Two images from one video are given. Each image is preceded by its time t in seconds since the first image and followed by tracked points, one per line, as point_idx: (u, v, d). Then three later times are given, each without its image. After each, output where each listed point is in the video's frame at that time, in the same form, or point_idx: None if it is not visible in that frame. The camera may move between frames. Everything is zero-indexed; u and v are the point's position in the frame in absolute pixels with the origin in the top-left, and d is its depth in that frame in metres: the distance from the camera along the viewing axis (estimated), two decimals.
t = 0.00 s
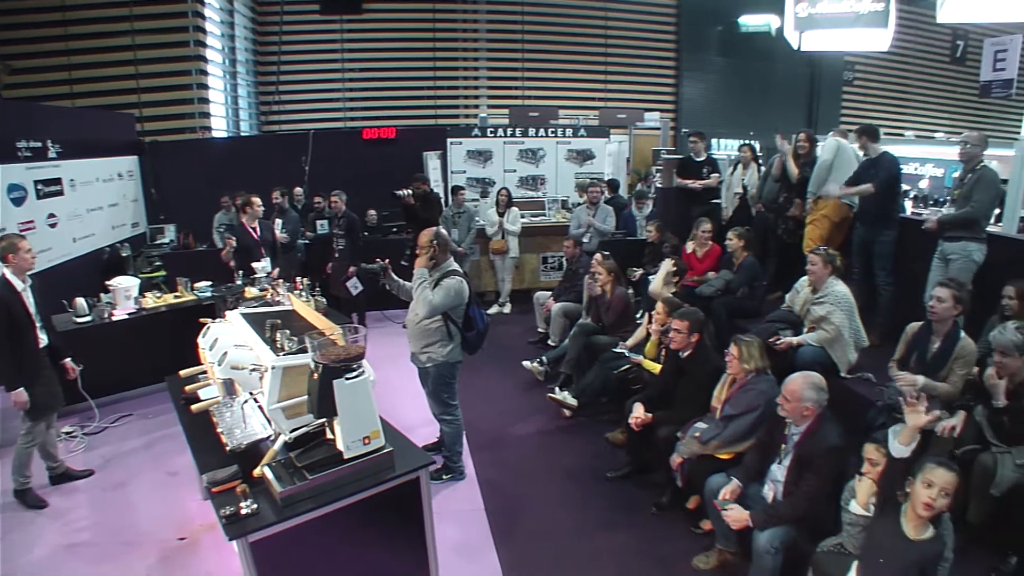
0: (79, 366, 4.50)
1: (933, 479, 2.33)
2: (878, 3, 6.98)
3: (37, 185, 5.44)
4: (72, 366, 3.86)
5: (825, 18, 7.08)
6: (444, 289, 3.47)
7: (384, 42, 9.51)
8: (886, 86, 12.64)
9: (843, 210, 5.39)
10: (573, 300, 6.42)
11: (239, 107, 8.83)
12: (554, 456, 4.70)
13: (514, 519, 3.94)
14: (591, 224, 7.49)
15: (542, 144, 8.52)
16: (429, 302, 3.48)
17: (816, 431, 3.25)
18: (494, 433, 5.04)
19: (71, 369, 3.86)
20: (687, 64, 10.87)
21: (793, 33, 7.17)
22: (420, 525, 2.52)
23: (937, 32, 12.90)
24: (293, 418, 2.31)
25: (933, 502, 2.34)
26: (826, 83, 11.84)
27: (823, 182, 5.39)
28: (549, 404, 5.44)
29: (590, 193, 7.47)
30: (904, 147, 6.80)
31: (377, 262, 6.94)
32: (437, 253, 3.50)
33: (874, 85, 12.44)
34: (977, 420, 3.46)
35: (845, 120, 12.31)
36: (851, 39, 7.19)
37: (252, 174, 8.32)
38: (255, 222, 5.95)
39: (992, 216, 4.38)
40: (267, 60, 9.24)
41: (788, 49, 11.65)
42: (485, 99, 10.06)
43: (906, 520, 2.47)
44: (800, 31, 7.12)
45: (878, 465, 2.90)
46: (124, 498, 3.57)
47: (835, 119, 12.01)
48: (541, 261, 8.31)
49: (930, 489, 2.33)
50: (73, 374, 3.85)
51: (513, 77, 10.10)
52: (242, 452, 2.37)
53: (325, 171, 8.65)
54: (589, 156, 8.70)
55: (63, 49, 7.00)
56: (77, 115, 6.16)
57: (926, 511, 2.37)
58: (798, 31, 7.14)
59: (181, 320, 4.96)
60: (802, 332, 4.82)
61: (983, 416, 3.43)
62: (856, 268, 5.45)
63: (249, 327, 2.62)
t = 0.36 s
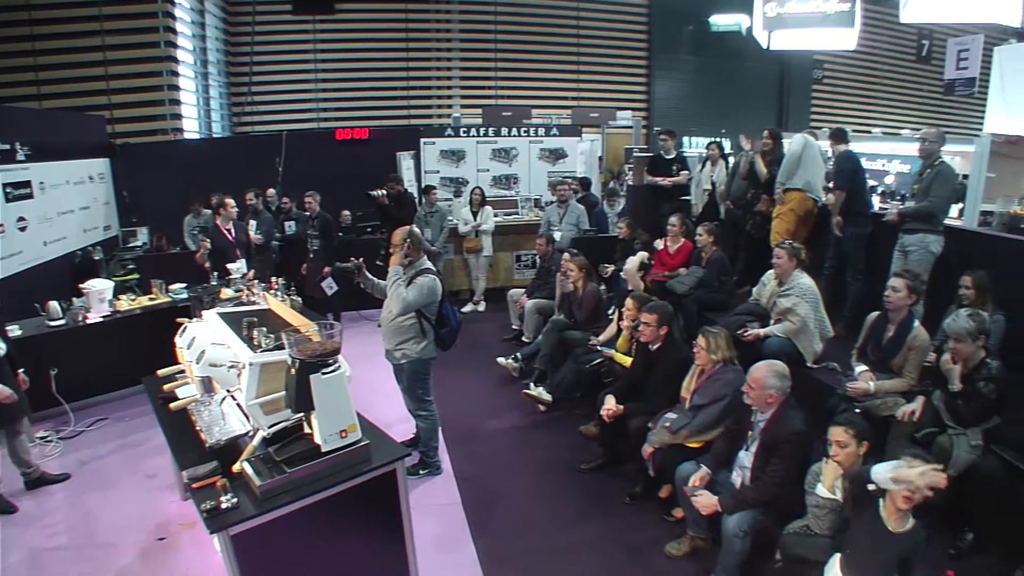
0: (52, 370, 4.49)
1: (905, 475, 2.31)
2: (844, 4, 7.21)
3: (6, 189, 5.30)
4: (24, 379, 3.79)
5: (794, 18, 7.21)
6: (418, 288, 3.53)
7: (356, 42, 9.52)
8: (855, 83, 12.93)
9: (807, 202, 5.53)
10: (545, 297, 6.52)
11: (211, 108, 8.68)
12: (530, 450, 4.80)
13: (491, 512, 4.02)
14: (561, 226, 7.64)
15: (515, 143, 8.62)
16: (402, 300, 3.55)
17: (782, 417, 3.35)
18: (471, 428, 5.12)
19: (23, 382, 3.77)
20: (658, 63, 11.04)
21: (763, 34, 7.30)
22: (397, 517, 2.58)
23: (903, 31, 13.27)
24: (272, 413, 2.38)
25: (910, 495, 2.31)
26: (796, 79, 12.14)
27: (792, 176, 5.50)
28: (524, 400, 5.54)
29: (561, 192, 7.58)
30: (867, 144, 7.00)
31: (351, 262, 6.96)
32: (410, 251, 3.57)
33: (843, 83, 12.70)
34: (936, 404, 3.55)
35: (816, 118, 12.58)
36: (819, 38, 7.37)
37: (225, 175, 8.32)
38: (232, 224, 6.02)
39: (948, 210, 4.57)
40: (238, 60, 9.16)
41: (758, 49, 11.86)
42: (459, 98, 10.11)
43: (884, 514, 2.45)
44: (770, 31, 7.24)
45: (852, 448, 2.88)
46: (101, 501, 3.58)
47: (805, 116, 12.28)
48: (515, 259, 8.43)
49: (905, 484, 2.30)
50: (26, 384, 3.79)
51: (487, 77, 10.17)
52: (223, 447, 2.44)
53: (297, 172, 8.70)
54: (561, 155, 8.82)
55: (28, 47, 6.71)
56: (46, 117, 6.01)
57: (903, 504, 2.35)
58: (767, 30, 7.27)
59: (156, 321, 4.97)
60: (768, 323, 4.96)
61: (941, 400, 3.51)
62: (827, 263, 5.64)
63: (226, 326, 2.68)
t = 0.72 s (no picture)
0: (22, 376, 4.44)
1: (902, 467, 2.34)
2: (810, 4, 7.41)
3: None
4: None
5: (761, 19, 7.39)
6: (390, 288, 3.58)
7: (327, 42, 9.49)
8: (821, 82, 13.24)
9: (774, 200, 5.70)
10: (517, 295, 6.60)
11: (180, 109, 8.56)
12: (504, 446, 4.87)
13: (467, 508, 4.08)
14: (531, 224, 7.69)
15: (486, 143, 8.68)
16: (374, 300, 3.60)
17: (748, 407, 3.46)
18: (445, 426, 5.18)
19: None
20: (629, 62, 11.19)
21: (731, 33, 7.45)
22: (372, 513, 2.62)
23: (867, 31, 13.63)
24: (246, 412, 2.41)
25: (905, 489, 2.35)
26: (764, 79, 12.41)
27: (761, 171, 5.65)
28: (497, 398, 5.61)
29: (530, 191, 7.66)
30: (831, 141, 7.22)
31: (323, 263, 6.95)
32: (382, 251, 3.62)
33: (808, 81, 13.01)
34: (896, 392, 3.73)
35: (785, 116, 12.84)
36: (786, 38, 7.55)
37: (195, 177, 8.25)
38: (204, 226, 5.99)
39: (908, 205, 4.75)
40: (207, 61, 9.05)
41: (726, 49, 12.06)
42: (430, 99, 10.13)
43: (882, 512, 2.46)
44: (738, 31, 7.38)
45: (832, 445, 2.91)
46: (73, 507, 3.55)
47: (772, 114, 12.55)
48: (486, 258, 8.53)
49: (901, 476, 2.35)
50: None
51: (458, 76, 10.19)
52: (198, 447, 2.47)
53: (268, 174, 8.73)
54: (532, 154, 8.90)
55: None
56: (13, 119, 5.83)
57: (898, 499, 2.39)
58: (735, 30, 7.43)
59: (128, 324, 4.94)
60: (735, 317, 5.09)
61: (901, 388, 3.69)
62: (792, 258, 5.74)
63: (199, 327, 2.71)
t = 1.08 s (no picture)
0: None
1: (876, 472, 2.38)
2: (781, 4, 7.55)
3: None
4: None
5: (733, 18, 7.50)
6: (366, 288, 3.60)
7: (301, 42, 9.44)
8: (794, 79, 13.46)
9: (746, 200, 5.81)
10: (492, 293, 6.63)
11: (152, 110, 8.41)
12: (482, 444, 4.90)
13: (446, 507, 4.10)
14: (507, 223, 7.74)
15: (461, 143, 8.70)
16: (350, 300, 3.61)
17: (720, 400, 3.53)
18: (423, 424, 5.20)
19: None
20: (603, 62, 11.29)
21: (703, 33, 7.56)
22: (350, 512, 2.64)
23: (837, 30, 13.92)
24: (224, 413, 2.41)
25: (879, 494, 2.39)
26: (736, 78, 12.59)
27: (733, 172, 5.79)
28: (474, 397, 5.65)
29: (506, 190, 7.71)
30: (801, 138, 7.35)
31: (299, 264, 6.92)
32: (357, 251, 3.63)
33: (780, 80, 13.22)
34: (865, 383, 3.82)
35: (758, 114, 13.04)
36: (757, 37, 7.67)
37: (168, 178, 8.16)
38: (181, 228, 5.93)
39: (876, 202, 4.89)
40: (179, 60, 8.92)
41: (699, 48, 12.20)
42: (405, 98, 10.11)
43: (855, 515, 2.49)
44: (710, 30, 7.50)
45: (804, 439, 2.94)
46: (48, 514, 3.52)
47: (744, 113, 12.74)
48: (462, 258, 8.57)
49: (875, 481, 2.38)
50: None
51: (433, 76, 10.18)
52: (175, 449, 2.47)
53: (241, 174, 8.64)
54: (507, 153, 8.94)
55: None
56: None
57: (873, 503, 2.42)
58: (707, 30, 7.55)
59: (102, 328, 4.89)
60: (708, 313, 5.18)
61: (870, 379, 3.79)
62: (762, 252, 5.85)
63: (176, 329, 2.72)
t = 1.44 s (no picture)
0: None
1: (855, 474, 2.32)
2: (760, 5, 7.64)
3: None
4: None
5: (712, 19, 7.56)
6: (348, 289, 3.58)
7: (280, 44, 9.37)
8: (773, 80, 13.61)
9: (728, 204, 5.89)
10: (474, 295, 6.63)
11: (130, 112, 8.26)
12: (467, 446, 4.90)
13: (430, 509, 4.09)
14: (490, 224, 7.74)
15: (442, 144, 8.68)
16: (332, 303, 3.60)
17: (702, 400, 3.56)
18: (406, 427, 5.18)
19: None
20: (584, 62, 11.33)
21: (684, 33, 7.61)
22: (335, 518, 2.62)
23: (815, 31, 14.10)
24: (205, 419, 2.39)
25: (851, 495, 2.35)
26: (716, 78, 12.70)
27: (708, 177, 5.86)
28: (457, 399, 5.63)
29: (489, 191, 7.71)
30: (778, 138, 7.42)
31: (280, 267, 6.87)
32: (337, 253, 3.63)
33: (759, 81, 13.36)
34: (845, 381, 3.87)
35: (738, 114, 13.17)
36: (736, 38, 7.73)
37: (147, 181, 8.06)
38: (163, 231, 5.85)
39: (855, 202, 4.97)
40: (157, 60, 8.80)
41: (679, 49, 12.29)
42: (385, 99, 10.07)
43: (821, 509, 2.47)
44: (690, 31, 7.54)
45: (779, 436, 3.01)
46: (26, 522, 3.46)
47: (724, 113, 12.86)
48: (444, 259, 8.57)
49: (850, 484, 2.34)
50: None
51: (414, 76, 10.15)
52: (156, 456, 2.45)
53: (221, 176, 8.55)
54: (488, 154, 8.94)
55: None
56: None
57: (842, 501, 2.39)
58: (687, 31, 7.60)
59: (79, 334, 4.81)
60: (689, 313, 5.21)
61: (850, 377, 3.85)
62: (741, 252, 5.91)
63: (155, 334, 2.68)
